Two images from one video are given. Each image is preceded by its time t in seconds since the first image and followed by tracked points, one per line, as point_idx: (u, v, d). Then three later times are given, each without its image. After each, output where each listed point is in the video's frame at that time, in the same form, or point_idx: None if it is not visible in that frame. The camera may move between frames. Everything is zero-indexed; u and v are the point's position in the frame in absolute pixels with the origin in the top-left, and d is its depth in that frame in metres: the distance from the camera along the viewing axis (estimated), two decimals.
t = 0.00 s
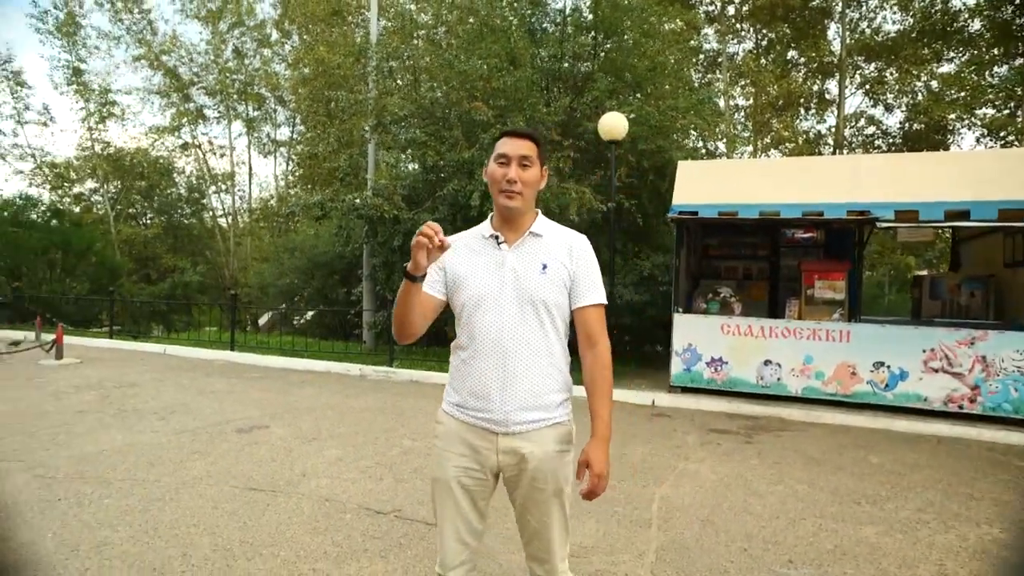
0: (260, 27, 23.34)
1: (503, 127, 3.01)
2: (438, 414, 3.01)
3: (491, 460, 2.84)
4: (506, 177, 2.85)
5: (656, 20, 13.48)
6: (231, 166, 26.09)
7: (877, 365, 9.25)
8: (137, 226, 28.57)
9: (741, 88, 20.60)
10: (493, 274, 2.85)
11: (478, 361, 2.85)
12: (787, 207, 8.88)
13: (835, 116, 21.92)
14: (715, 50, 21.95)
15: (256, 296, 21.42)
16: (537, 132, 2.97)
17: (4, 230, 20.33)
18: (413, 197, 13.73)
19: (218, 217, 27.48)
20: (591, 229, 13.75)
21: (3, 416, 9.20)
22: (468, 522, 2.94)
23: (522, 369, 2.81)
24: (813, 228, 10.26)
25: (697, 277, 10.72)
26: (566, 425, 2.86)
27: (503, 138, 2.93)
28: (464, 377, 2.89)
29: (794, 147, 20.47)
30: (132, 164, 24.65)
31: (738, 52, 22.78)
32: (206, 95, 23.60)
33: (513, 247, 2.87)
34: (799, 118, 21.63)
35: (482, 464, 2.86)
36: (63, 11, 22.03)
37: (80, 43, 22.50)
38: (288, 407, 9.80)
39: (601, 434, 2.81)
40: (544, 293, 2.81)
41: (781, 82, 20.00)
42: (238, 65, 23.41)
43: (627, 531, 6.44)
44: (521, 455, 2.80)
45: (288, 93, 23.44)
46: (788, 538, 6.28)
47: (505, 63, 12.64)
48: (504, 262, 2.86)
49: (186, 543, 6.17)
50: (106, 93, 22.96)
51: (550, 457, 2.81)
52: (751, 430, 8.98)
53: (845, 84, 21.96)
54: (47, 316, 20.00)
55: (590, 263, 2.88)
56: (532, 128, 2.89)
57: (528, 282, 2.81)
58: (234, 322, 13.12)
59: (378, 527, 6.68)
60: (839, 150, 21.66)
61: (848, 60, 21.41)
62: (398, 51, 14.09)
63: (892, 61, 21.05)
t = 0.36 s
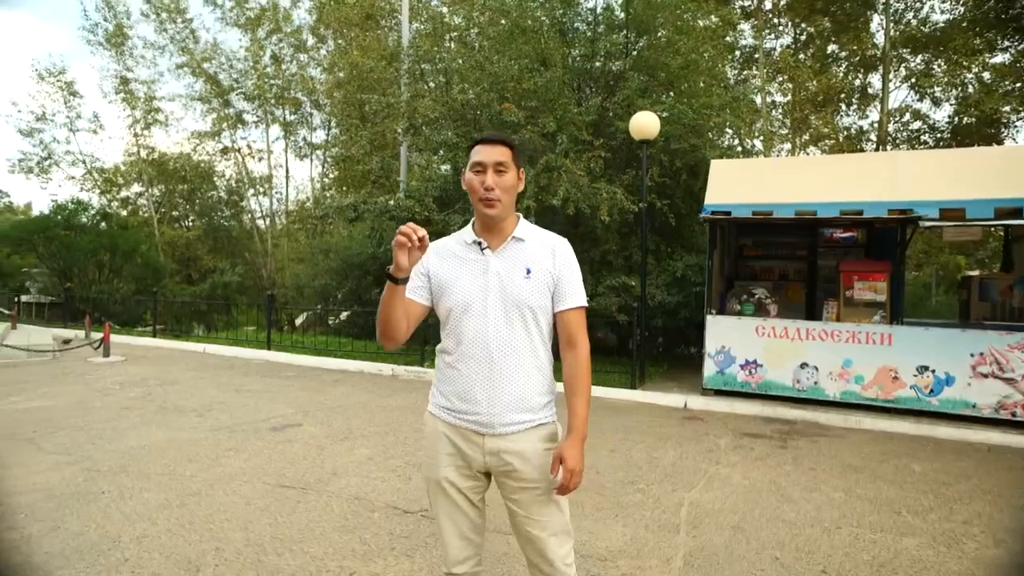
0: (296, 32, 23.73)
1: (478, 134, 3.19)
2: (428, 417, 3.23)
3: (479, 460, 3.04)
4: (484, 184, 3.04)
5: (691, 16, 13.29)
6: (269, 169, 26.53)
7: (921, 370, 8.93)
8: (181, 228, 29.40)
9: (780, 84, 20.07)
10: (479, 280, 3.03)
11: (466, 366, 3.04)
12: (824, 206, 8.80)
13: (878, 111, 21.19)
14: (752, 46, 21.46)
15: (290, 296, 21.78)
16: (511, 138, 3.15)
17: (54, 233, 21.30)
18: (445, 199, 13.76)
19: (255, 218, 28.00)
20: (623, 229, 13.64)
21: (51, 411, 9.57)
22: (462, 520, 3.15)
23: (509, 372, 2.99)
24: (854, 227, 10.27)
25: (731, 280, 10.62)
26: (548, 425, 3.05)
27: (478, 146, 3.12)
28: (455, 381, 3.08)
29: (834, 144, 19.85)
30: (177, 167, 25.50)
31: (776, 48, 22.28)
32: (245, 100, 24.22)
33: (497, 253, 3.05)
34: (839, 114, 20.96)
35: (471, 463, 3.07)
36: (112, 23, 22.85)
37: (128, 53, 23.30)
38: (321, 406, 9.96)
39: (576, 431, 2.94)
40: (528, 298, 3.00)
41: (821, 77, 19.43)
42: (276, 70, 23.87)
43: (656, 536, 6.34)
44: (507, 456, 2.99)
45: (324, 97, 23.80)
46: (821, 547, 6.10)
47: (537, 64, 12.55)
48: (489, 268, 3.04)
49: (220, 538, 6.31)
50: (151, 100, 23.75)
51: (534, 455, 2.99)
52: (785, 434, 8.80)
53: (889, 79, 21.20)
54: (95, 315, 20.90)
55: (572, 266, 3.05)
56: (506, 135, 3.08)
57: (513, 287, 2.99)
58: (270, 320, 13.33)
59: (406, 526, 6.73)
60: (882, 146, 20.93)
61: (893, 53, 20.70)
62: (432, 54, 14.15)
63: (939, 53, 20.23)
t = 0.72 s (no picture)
0: (338, 39, 23.91)
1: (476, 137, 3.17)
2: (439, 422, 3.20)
3: (494, 462, 3.02)
4: (485, 191, 3.04)
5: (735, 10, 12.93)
6: (312, 172, 26.99)
7: (977, 375, 8.52)
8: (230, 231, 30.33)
9: (827, 79, 19.44)
10: (487, 284, 3.01)
11: (478, 372, 3.00)
12: (869, 205, 8.57)
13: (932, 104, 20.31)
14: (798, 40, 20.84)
15: (331, 297, 22.19)
16: (509, 141, 3.13)
17: (111, 236, 22.37)
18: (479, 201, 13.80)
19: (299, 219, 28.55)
20: (662, 230, 13.46)
21: (106, 407, 9.98)
22: (478, 520, 3.14)
23: (522, 374, 2.99)
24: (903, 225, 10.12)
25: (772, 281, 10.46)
26: (563, 423, 3.07)
27: (476, 150, 3.10)
28: (467, 386, 3.04)
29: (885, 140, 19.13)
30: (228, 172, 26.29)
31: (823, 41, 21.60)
32: (289, 105, 25.27)
33: (502, 255, 3.05)
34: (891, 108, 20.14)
35: (487, 464, 3.04)
36: (165, 35, 23.73)
37: (180, 63, 24.17)
38: (358, 406, 10.11)
39: (596, 426, 3.12)
40: (537, 299, 3.01)
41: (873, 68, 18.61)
42: (318, 76, 24.45)
43: (688, 541, 6.18)
44: (522, 455, 2.99)
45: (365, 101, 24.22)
46: (863, 557, 5.84)
47: (573, 64, 12.40)
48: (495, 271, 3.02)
49: (256, 533, 6.44)
50: (200, 108, 24.65)
51: (548, 451, 3.01)
52: (828, 440, 8.53)
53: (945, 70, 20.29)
54: (148, 315, 21.80)
55: (576, 266, 3.11)
56: (504, 139, 3.06)
57: (522, 289, 3.00)
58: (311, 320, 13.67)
59: (435, 526, 6.75)
60: (938, 140, 20.04)
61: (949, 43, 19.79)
62: (471, 56, 14.25)
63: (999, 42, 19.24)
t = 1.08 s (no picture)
0: (370, 42, 24.36)
1: (485, 136, 3.01)
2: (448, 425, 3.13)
3: (499, 468, 2.93)
4: (493, 198, 2.92)
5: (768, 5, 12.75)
6: (345, 174, 27.37)
7: None
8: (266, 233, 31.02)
9: (866, 73, 18.94)
10: (495, 288, 2.92)
11: (485, 378, 2.93)
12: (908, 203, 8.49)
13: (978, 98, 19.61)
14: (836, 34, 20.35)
15: (362, 297, 22.50)
16: (519, 143, 2.98)
17: (153, 238, 23.29)
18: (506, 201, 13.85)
19: (333, 221, 28.99)
20: (694, 229, 13.29)
21: (146, 404, 10.27)
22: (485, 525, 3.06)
23: (529, 382, 2.90)
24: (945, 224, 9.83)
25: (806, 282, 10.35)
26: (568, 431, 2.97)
27: (484, 153, 2.96)
28: (473, 392, 2.97)
29: (927, 135, 18.56)
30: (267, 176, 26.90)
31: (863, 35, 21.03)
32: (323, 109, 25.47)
33: (512, 259, 2.95)
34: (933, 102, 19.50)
35: (491, 469, 2.96)
36: (204, 42, 24.41)
37: (217, 69, 24.78)
38: (386, 404, 10.22)
39: (603, 435, 3.01)
40: (546, 305, 2.91)
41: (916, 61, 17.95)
42: (351, 79, 24.81)
43: (715, 544, 6.05)
44: (526, 462, 2.90)
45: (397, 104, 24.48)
46: (897, 565, 5.64)
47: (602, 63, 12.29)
48: (504, 275, 2.93)
49: (284, 528, 6.53)
50: (237, 112, 25.25)
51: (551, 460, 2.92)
52: (864, 444, 8.30)
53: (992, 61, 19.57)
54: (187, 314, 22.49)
55: (587, 270, 2.99)
56: (513, 144, 2.92)
57: (530, 294, 2.90)
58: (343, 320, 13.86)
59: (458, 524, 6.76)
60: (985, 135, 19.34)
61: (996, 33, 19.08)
62: (501, 57, 14.35)
63: None
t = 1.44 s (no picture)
0: (399, 44, 24.78)
1: (510, 127, 2.92)
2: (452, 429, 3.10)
3: (495, 475, 2.87)
4: (510, 193, 2.83)
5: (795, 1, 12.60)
6: (375, 175, 27.69)
7: None
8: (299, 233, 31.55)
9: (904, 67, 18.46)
10: (498, 286, 2.86)
11: (483, 378, 2.89)
12: (946, 200, 8.23)
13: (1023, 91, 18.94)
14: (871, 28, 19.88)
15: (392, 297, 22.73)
16: (544, 139, 2.88)
17: (187, 239, 23.93)
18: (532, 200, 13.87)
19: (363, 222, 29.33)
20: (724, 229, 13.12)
21: (181, 400, 10.50)
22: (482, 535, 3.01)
23: (523, 388, 2.80)
24: (987, 223, 9.57)
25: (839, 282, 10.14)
26: (567, 445, 2.83)
27: (506, 145, 2.87)
28: (473, 391, 2.94)
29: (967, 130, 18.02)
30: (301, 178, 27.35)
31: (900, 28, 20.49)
32: (352, 110, 25.75)
33: (520, 257, 2.85)
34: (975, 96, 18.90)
35: (488, 478, 2.90)
36: (238, 47, 24.92)
37: (251, 73, 25.25)
38: (412, 403, 10.29)
39: (593, 461, 2.73)
40: (548, 308, 2.76)
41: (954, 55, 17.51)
42: (381, 81, 25.06)
43: (740, 548, 5.94)
44: (521, 474, 2.81)
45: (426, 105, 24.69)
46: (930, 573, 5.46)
47: (629, 61, 12.17)
48: (508, 274, 2.85)
49: (310, 523, 6.60)
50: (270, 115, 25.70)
51: (548, 475, 2.79)
52: (898, 449, 8.08)
53: None
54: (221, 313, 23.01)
55: (599, 276, 2.78)
56: (537, 140, 2.81)
57: (532, 296, 2.78)
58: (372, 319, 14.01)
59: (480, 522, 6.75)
60: None
61: None
62: (530, 58, 14.40)
63: None
